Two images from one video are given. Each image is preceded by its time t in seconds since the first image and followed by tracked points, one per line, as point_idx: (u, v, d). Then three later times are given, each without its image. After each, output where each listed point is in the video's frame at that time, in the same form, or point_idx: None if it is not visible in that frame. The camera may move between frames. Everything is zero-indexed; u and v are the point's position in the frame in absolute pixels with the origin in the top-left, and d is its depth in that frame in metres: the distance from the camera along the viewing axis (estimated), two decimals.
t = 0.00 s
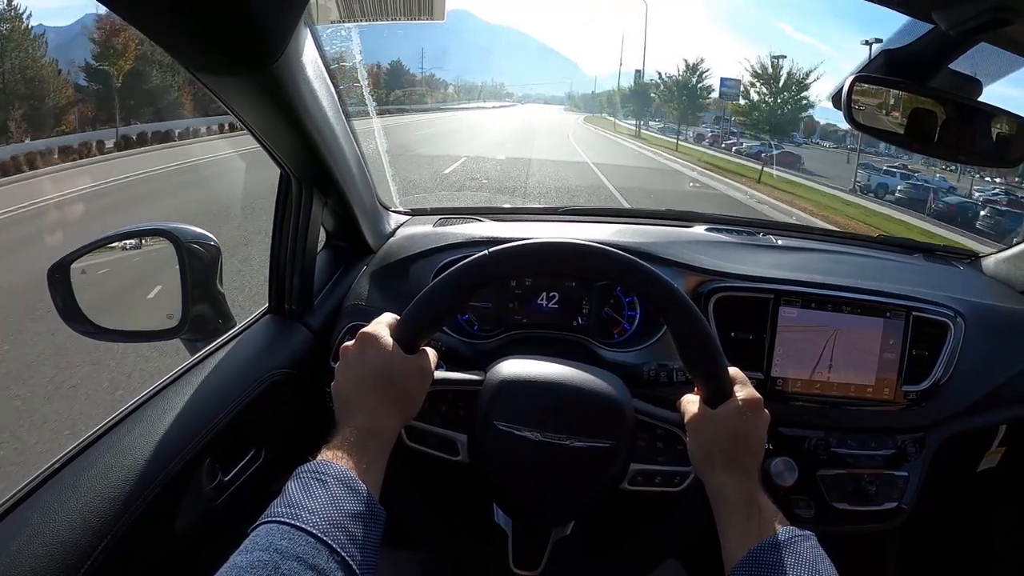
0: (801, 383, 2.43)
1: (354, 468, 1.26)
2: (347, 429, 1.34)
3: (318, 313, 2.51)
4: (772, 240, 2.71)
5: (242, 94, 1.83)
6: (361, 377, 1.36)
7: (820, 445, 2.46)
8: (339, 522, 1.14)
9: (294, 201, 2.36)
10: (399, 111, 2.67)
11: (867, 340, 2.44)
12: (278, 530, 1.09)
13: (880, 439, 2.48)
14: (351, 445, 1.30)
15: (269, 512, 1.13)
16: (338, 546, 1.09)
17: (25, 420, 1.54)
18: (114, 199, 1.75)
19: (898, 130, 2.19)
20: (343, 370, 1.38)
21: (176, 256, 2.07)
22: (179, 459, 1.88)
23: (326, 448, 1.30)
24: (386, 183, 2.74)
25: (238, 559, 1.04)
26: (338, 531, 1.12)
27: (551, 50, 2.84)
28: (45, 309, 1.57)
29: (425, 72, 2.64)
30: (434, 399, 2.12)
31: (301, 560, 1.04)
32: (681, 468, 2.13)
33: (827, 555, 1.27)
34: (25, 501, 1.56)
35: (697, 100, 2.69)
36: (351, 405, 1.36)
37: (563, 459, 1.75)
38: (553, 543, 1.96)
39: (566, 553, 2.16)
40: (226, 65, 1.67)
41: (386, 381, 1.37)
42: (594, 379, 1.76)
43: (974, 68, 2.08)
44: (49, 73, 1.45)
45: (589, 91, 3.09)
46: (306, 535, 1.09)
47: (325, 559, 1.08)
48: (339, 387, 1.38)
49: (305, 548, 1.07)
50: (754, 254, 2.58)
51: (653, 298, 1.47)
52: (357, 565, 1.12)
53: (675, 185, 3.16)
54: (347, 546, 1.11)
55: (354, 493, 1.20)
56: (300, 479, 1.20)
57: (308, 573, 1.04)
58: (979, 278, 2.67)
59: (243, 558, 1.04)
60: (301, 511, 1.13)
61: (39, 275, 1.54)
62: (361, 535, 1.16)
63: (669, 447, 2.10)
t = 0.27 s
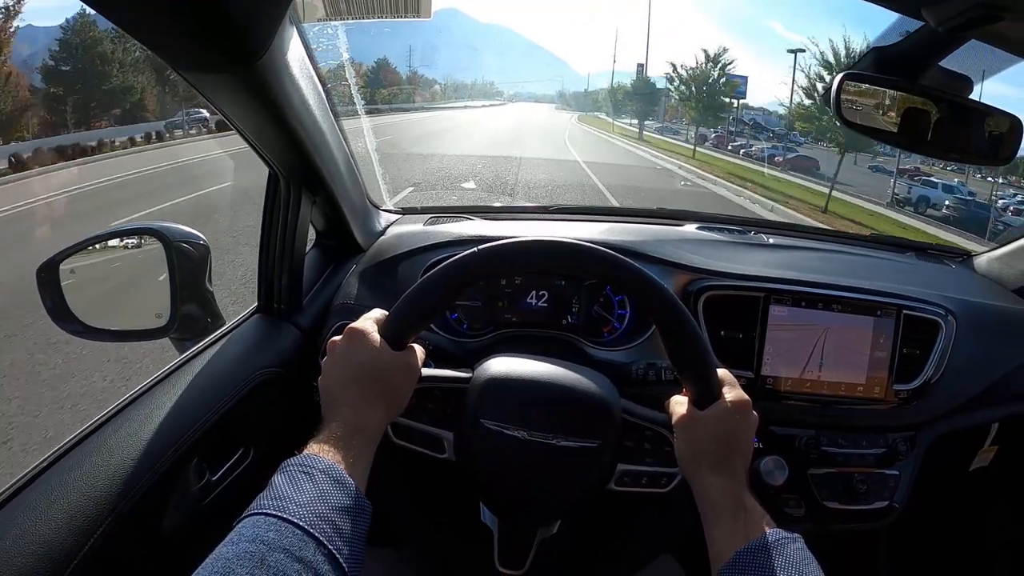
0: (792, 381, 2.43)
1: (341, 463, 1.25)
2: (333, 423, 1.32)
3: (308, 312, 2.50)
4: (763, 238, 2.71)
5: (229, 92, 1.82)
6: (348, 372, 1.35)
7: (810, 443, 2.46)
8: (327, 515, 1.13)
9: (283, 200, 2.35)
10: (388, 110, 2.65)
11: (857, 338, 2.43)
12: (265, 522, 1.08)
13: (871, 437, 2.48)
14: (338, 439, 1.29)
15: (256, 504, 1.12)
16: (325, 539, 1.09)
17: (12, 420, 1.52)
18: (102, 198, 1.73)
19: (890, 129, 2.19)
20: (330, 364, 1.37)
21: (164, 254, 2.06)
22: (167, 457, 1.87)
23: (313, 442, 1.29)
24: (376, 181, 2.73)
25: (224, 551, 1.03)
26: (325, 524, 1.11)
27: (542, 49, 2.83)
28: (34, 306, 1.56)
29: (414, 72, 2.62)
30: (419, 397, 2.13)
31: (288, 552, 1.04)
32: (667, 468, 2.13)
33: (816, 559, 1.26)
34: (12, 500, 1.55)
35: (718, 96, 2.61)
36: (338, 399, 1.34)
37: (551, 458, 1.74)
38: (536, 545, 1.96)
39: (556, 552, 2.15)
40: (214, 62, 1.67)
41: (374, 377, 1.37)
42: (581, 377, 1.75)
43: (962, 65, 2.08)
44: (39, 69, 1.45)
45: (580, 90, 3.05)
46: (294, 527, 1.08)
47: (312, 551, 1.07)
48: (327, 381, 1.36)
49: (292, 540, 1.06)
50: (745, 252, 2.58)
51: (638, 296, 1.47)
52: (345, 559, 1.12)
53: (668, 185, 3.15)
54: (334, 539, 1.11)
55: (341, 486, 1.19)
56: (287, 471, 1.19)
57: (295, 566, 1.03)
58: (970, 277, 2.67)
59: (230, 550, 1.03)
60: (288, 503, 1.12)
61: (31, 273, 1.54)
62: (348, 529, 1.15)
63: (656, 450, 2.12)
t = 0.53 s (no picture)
0: (788, 381, 2.43)
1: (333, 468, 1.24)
2: (326, 429, 1.32)
3: (303, 312, 2.50)
4: (759, 238, 2.71)
5: (221, 92, 1.82)
6: (339, 377, 1.35)
7: (806, 443, 2.45)
8: (318, 522, 1.13)
9: (277, 199, 2.34)
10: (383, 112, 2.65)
11: (854, 338, 2.43)
12: (256, 529, 1.07)
13: (867, 438, 2.47)
14: (329, 445, 1.29)
15: (247, 512, 1.12)
16: (316, 546, 1.08)
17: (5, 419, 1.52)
18: (96, 198, 1.73)
19: (889, 128, 2.18)
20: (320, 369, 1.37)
21: (159, 254, 2.05)
22: (161, 457, 1.86)
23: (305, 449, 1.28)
24: (371, 181, 2.73)
25: (215, 559, 1.03)
26: (317, 532, 1.11)
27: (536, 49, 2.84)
28: (28, 306, 1.56)
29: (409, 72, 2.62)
30: (410, 400, 2.14)
31: (279, 559, 1.03)
32: (662, 466, 2.13)
33: (811, 557, 1.25)
34: (5, 499, 1.54)
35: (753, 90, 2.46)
36: (329, 404, 1.34)
37: (544, 458, 1.73)
38: (533, 545, 1.96)
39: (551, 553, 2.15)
40: (207, 60, 1.66)
41: (365, 380, 1.36)
42: (575, 377, 1.75)
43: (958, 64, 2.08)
44: (33, 67, 1.44)
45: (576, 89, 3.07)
46: (284, 535, 1.08)
47: (302, 559, 1.06)
48: (318, 387, 1.36)
49: (283, 548, 1.06)
50: (741, 252, 2.57)
51: (630, 294, 1.46)
52: (336, 565, 1.11)
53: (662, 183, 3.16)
54: (325, 546, 1.10)
55: (333, 492, 1.19)
56: (279, 478, 1.19)
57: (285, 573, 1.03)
58: (968, 276, 2.66)
59: (220, 558, 1.02)
60: (280, 510, 1.12)
61: (26, 273, 1.53)
62: (339, 535, 1.14)
63: (650, 449, 2.12)
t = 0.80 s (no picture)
0: (781, 380, 2.43)
1: (320, 477, 1.24)
2: (314, 439, 1.32)
3: (295, 312, 2.50)
4: (753, 237, 2.71)
5: (212, 91, 1.81)
6: (326, 385, 1.34)
7: (799, 443, 2.46)
8: (306, 532, 1.12)
9: (269, 199, 2.34)
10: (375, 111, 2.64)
11: (847, 337, 2.43)
12: (244, 539, 1.07)
13: (860, 437, 2.48)
14: (317, 454, 1.29)
15: (237, 522, 1.11)
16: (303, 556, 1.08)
17: None
18: (88, 199, 1.72)
19: (883, 126, 2.18)
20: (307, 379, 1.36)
21: (152, 254, 2.05)
22: (154, 457, 1.86)
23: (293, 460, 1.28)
24: (364, 180, 2.73)
25: (204, 569, 1.02)
26: (304, 541, 1.10)
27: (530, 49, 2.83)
28: (19, 304, 1.55)
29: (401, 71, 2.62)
30: (401, 402, 2.15)
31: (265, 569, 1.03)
32: (654, 462, 2.14)
33: (802, 552, 1.25)
34: None
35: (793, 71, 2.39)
36: (317, 413, 1.34)
37: (536, 457, 1.73)
38: (528, 544, 1.96)
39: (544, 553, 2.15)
40: (198, 59, 1.66)
41: (352, 387, 1.35)
42: (565, 377, 1.75)
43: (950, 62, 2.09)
44: (25, 66, 1.42)
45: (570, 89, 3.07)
46: (272, 544, 1.08)
47: (289, 569, 1.06)
48: (306, 396, 1.36)
49: (270, 558, 1.05)
50: (734, 251, 2.57)
51: (619, 293, 1.46)
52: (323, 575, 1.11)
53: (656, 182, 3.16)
54: (313, 556, 1.10)
55: (323, 502, 1.19)
56: (269, 488, 1.19)
57: None
58: (961, 275, 2.67)
59: (207, 568, 1.02)
60: (268, 520, 1.12)
61: (17, 272, 1.53)
62: (327, 544, 1.14)
63: (642, 444, 2.13)
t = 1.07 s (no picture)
0: (774, 378, 2.43)
1: (312, 476, 1.24)
2: (307, 439, 1.32)
3: (287, 311, 2.50)
4: (746, 234, 2.71)
5: (202, 91, 1.81)
6: (318, 385, 1.35)
7: (791, 440, 2.46)
8: (297, 530, 1.12)
9: (261, 197, 2.32)
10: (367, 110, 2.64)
11: (839, 335, 2.43)
12: (236, 537, 1.06)
13: (853, 435, 2.48)
14: (308, 454, 1.29)
15: (228, 520, 1.11)
16: (296, 553, 1.07)
17: None
18: (78, 198, 1.71)
19: (876, 124, 2.19)
20: (299, 378, 1.36)
21: (143, 254, 2.04)
22: (146, 458, 1.86)
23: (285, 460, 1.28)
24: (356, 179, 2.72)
25: (195, 566, 1.01)
26: (296, 539, 1.10)
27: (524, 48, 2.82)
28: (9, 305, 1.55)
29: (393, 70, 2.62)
30: (393, 401, 2.14)
31: (257, 566, 1.02)
32: (646, 460, 2.14)
33: (793, 550, 1.23)
34: None
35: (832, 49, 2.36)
36: (310, 413, 1.34)
37: (527, 456, 1.73)
38: (520, 543, 1.96)
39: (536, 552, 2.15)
40: (188, 58, 1.65)
41: (343, 387, 1.36)
42: (556, 376, 1.75)
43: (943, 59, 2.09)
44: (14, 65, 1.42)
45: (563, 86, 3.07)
46: (264, 542, 1.07)
47: (281, 566, 1.05)
48: (298, 396, 1.36)
49: (262, 556, 1.04)
50: (727, 249, 2.57)
51: (609, 291, 1.46)
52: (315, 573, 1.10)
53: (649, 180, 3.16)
54: (305, 554, 1.09)
55: (315, 502, 1.18)
56: (260, 488, 1.18)
57: None
58: (954, 272, 2.67)
59: (199, 565, 1.01)
60: (260, 518, 1.11)
61: (10, 272, 1.54)
62: (318, 543, 1.13)
63: (633, 442, 2.13)
